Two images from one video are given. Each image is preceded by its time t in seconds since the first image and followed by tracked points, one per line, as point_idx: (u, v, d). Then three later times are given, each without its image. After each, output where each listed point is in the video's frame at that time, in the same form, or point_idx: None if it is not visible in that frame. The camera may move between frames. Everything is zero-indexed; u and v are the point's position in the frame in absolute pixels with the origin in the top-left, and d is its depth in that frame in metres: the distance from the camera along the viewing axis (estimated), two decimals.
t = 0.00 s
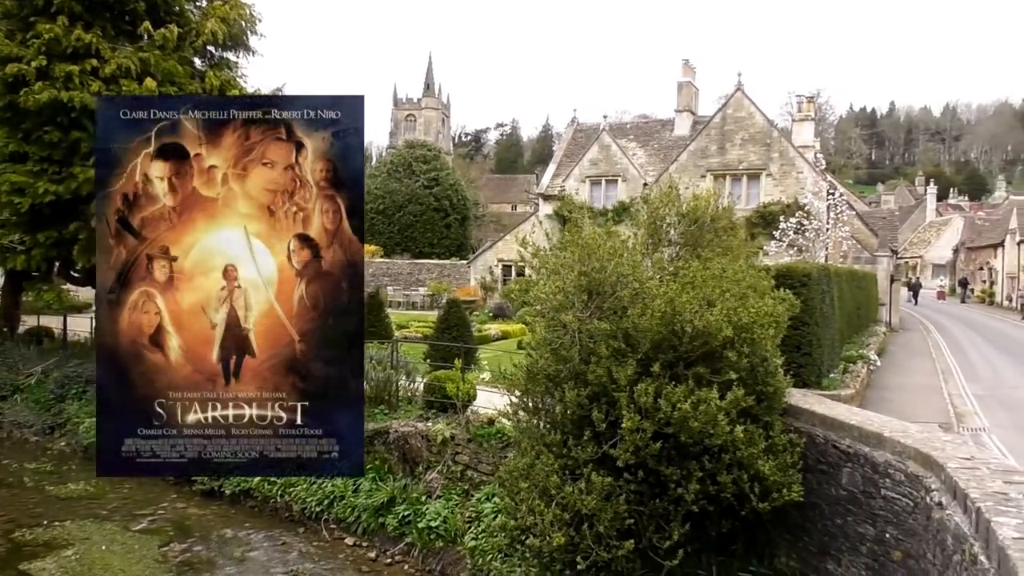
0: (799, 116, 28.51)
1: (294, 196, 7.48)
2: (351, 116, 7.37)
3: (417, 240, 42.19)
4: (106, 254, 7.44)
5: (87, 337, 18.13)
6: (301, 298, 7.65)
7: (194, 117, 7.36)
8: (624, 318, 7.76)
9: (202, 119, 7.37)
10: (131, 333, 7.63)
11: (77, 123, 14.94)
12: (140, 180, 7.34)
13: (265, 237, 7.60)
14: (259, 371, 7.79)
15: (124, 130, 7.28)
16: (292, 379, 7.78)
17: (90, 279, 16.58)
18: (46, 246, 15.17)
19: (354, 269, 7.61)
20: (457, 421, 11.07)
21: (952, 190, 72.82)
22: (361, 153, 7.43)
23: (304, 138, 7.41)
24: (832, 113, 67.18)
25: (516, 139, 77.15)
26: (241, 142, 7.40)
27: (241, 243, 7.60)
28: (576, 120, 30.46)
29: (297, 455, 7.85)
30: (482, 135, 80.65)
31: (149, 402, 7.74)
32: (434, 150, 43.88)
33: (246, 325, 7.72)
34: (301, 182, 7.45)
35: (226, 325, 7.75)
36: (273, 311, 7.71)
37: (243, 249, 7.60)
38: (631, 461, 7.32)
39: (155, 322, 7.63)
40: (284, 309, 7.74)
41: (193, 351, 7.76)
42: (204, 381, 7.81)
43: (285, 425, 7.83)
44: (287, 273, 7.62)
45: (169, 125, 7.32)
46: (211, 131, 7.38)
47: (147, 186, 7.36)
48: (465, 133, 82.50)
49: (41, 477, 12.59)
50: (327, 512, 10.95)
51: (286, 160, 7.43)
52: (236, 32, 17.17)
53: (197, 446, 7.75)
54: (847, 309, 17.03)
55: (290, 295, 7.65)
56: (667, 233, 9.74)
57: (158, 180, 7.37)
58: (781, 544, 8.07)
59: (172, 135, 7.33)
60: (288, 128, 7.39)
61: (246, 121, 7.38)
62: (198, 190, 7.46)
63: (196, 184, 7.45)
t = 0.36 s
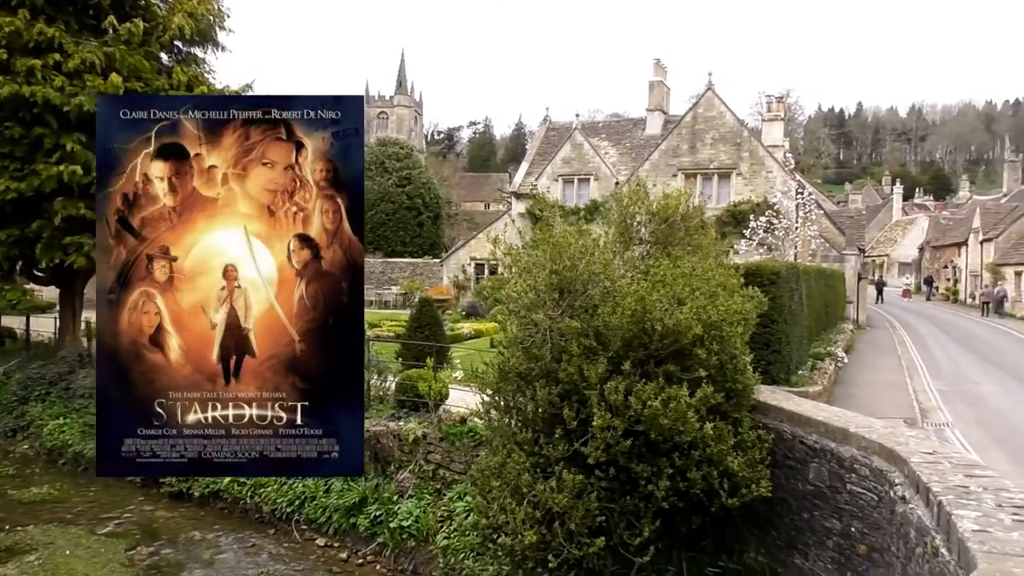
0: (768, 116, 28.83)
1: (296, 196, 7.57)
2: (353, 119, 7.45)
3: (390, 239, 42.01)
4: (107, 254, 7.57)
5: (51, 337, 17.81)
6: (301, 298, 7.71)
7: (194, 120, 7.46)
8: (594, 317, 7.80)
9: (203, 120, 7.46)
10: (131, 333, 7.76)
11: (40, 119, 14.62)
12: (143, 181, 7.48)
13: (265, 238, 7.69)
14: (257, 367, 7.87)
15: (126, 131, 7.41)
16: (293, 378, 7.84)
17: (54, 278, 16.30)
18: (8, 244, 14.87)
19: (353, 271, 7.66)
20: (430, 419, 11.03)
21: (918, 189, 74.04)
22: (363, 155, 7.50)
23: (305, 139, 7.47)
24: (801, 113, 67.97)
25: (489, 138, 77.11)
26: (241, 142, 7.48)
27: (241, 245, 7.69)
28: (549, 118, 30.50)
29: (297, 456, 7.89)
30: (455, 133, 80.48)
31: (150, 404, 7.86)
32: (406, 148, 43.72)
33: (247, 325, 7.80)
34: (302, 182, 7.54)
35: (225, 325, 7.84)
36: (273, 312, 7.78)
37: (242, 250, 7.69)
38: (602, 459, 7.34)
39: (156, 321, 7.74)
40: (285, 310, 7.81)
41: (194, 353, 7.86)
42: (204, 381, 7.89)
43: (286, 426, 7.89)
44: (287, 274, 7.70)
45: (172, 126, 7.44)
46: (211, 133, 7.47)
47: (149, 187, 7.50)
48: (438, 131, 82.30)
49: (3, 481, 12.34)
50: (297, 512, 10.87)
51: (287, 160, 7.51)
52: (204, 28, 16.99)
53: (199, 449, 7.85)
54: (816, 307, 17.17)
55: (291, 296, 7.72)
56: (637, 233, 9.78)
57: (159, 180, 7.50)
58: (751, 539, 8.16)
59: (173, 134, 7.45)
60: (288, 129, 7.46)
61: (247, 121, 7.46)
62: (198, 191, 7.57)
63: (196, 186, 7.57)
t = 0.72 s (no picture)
0: (736, 116, 29.15)
1: (296, 195, 7.24)
2: (352, 118, 7.13)
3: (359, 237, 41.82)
4: (107, 254, 7.25)
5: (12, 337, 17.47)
6: (302, 298, 7.40)
7: (194, 118, 7.12)
8: (565, 314, 7.80)
9: (203, 119, 7.12)
10: (131, 333, 7.43)
11: None
12: (142, 180, 7.14)
13: (266, 237, 7.35)
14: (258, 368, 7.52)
15: (125, 130, 7.08)
16: (293, 379, 7.51)
17: (15, 277, 16.08)
18: None
19: (354, 269, 7.35)
20: (399, 419, 11.00)
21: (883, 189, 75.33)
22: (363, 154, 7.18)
23: (305, 138, 7.14)
24: (769, 113, 68.81)
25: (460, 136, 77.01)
26: (241, 140, 7.13)
27: (241, 244, 7.34)
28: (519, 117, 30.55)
29: (297, 456, 7.54)
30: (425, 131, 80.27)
31: (149, 404, 7.52)
32: (376, 146, 43.54)
33: (248, 326, 7.46)
34: (303, 181, 7.22)
35: (227, 326, 7.49)
36: (273, 311, 7.45)
37: (244, 249, 7.35)
38: (571, 456, 7.37)
39: (156, 322, 7.41)
40: (285, 309, 7.48)
41: (194, 353, 7.50)
42: (205, 381, 7.53)
43: (286, 426, 7.54)
44: (288, 273, 7.38)
45: (171, 126, 7.10)
46: (212, 130, 7.12)
47: (148, 186, 7.16)
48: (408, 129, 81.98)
49: None
50: (265, 514, 10.77)
51: (287, 160, 7.19)
52: (169, 22, 16.77)
53: (199, 447, 7.50)
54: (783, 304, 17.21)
55: (291, 295, 7.40)
56: (607, 230, 9.67)
57: (159, 179, 7.16)
58: (718, 535, 8.26)
59: (172, 134, 7.11)
60: (288, 128, 7.13)
61: (246, 120, 7.12)
62: (198, 189, 7.22)
63: (196, 184, 7.22)
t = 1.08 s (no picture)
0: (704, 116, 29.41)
1: (295, 194, 6.36)
2: (352, 118, 6.33)
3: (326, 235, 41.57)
4: (105, 253, 6.30)
5: None
6: (301, 298, 6.44)
7: (194, 118, 6.22)
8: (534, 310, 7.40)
9: (204, 119, 6.23)
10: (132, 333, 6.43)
11: None
12: (142, 179, 6.22)
13: (266, 237, 6.42)
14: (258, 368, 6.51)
15: (122, 129, 6.16)
16: (294, 378, 6.49)
17: None
18: None
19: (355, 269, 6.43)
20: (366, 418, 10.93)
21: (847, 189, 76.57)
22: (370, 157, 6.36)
23: (305, 139, 6.32)
24: (736, 114, 69.60)
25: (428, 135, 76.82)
26: (241, 141, 6.26)
27: (242, 246, 6.40)
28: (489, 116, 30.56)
29: (297, 456, 6.53)
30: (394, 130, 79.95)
31: (148, 405, 6.50)
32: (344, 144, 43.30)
33: (248, 326, 6.48)
34: (303, 182, 6.36)
35: (227, 327, 6.49)
36: (273, 313, 6.47)
37: (244, 250, 6.41)
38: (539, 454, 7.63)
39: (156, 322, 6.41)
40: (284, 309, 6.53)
41: (194, 354, 6.51)
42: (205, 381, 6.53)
43: (285, 426, 6.51)
44: (290, 275, 6.45)
45: (170, 125, 6.19)
46: (212, 129, 6.24)
47: (148, 186, 6.23)
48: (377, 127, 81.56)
49: None
50: (231, 515, 10.66)
51: (288, 159, 6.32)
52: (131, 16, 16.50)
53: (198, 449, 6.50)
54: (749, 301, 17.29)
55: (291, 295, 6.46)
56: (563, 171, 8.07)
57: (159, 179, 6.24)
58: (684, 531, 8.35)
59: (173, 133, 6.21)
60: (288, 128, 6.29)
61: (247, 120, 6.25)
62: (198, 189, 6.31)
63: (196, 184, 6.31)
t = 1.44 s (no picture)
0: (671, 115, 29.65)
1: (296, 194, 5.80)
2: (353, 116, 5.72)
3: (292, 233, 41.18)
4: (103, 251, 5.85)
5: None
6: (301, 298, 5.93)
7: (194, 118, 5.73)
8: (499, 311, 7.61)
9: (204, 118, 5.73)
10: (130, 333, 5.97)
11: None
12: (142, 179, 5.76)
13: (266, 237, 5.89)
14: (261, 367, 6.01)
15: (122, 129, 5.72)
16: (296, 378, 6.00)
17: None
18: None
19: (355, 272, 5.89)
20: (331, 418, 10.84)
21: (811, 188, 77.67)
22: (367, 153, 5.75)
23: (305, 138, 5.74)
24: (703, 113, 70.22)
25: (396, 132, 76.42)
26: (240, 140, 5.72)
27: (243, 245, 5.88)
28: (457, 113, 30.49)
29: (297, 456, 6.04)
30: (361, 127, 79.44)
31: (148, 405, 6.04)
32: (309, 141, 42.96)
33: (250, 324, 5.97)
34: (304, 181, 5.79)
35: (230, 325, 5.99)
36: (273, 311, 5.96)
37: (244, 249, 5.88)
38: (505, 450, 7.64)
39: (156, 322, 5.94)
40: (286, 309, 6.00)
41: (194, 354, 6.01)
42: (205, 381, 6.04)
43: (287, 427, 6.02)
44: (289, 276, 5.91)
45: (170, 123, 5.72)
46: (212, 129, 5.73)
47: (148, 185, 5.77)
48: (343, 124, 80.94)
49: None
50: (194, 516, 10.50)
51: (287, 160, 5.76)
52: (90, 9, 16.24)
53: (199, 449, 6.02)
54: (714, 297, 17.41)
55: (291, 295, 5.94)
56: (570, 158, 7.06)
57: (159, 178, 5.77)
58: (650, 526, 8.35)
59: (173, 133, 5.73)
60: (288, 128, 5.73)
61: (247, 119, 5.72)
62: (198, 189, 5.80)
63: (195, 184, 5.81)
